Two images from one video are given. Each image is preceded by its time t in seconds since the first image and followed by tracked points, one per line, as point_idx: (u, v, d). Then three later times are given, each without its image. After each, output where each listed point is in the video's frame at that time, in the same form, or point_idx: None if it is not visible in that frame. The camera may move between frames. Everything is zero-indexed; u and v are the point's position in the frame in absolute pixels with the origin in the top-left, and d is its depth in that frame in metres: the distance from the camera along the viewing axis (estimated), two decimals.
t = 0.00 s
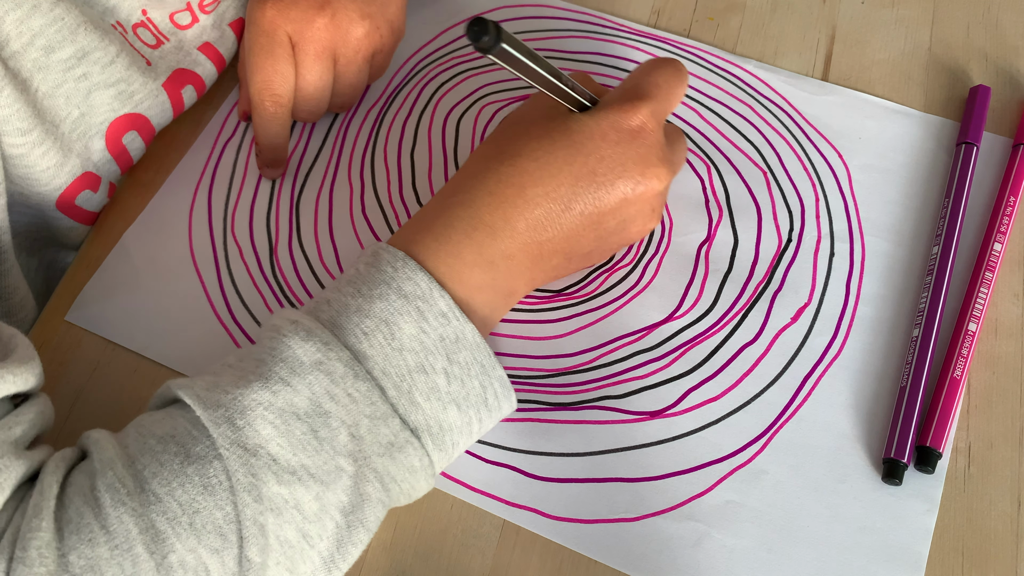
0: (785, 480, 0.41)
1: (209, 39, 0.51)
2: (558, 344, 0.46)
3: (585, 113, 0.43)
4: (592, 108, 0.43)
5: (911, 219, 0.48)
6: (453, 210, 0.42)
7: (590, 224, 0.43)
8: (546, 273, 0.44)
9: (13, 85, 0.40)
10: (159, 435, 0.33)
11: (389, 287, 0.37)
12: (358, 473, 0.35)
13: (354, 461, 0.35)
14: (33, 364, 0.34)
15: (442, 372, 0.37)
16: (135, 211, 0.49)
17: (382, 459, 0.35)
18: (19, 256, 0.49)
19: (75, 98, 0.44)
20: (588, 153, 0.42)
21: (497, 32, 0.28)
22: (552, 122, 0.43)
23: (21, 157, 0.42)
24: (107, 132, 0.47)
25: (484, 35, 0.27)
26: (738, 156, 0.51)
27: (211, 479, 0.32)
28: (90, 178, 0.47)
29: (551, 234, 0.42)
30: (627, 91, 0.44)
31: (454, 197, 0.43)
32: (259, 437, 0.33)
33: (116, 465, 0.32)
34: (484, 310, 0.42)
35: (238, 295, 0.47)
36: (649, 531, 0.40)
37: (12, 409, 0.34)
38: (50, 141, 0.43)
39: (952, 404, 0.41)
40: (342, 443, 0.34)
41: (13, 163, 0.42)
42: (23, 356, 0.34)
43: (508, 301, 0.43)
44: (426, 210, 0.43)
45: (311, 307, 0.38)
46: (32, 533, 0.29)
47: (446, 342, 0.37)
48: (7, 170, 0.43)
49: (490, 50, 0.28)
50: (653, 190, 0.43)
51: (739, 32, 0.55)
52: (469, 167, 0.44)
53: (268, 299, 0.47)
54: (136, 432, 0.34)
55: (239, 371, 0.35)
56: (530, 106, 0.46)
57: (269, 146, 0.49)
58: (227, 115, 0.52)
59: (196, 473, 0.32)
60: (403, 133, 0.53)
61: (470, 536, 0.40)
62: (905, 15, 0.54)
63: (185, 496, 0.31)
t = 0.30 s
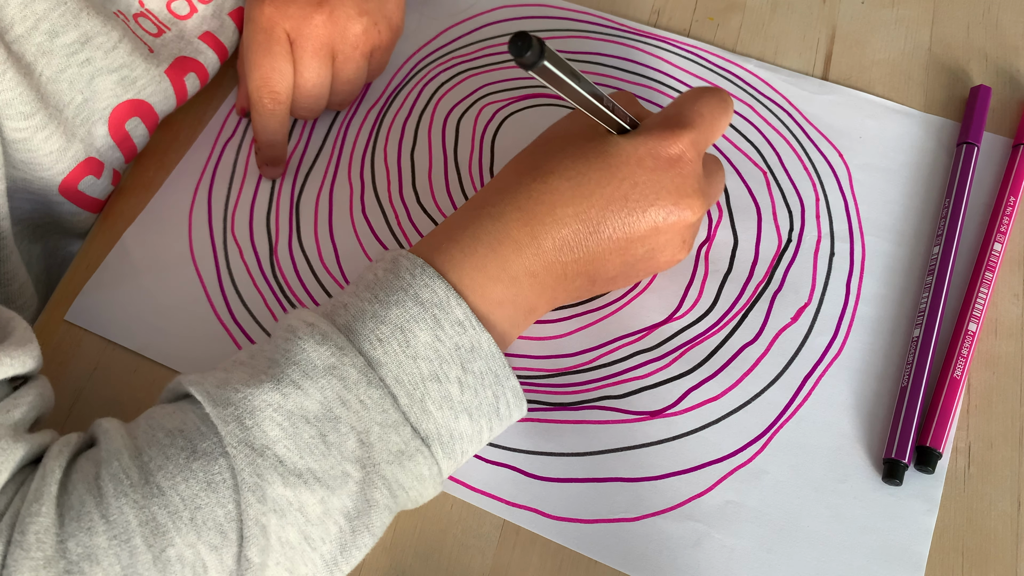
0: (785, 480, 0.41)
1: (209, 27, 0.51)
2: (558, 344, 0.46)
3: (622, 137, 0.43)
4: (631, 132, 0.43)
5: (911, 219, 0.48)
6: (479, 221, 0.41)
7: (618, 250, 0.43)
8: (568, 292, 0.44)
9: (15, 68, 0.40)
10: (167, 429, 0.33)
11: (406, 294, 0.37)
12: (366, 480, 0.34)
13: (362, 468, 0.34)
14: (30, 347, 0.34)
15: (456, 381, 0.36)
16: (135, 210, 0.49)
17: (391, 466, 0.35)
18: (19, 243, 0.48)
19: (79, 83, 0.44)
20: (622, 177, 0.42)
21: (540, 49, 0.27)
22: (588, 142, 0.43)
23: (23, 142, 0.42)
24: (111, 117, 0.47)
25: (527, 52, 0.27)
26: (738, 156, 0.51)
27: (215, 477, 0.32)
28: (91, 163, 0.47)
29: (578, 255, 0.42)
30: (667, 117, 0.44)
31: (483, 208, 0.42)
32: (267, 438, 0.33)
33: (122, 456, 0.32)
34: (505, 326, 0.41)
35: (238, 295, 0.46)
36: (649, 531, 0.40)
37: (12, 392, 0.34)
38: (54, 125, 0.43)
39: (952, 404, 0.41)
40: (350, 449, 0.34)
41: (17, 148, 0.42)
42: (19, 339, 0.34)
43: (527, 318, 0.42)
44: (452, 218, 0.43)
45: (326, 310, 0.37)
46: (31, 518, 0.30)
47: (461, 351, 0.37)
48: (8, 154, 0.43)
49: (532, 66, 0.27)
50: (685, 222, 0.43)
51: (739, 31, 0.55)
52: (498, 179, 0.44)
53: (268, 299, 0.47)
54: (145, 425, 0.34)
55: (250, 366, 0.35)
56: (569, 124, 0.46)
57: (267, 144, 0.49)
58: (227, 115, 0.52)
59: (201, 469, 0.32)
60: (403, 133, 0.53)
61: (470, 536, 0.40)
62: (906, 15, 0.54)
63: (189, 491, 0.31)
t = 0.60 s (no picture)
0: (785, 480, 0.41)
1: (212, 26, 0.51)
2: (558, 344, 0.46)
3: (640, 161, 0.43)
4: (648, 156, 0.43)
5: (912, 219, 0.48)
6: (488, 234, 0.41)
7: (625, 275, 0.43)
8: (571, 310, 0.44)
9: (18, 63, 0.39)
10: (165, 431, 0.33)
11: (408, 299, 0.37)
12: (365, 486, 0.34)
13: (361, 474, 0.34)
14: (26, 345, 0.34)
15: (457, 386, 0.36)
16: (134, 210, 0.49)
17: (392, 472, 0.35)
18: (20, 239, 0.49)
19: (83, 79, 0.44)
20: (635, 203, 0.42)
21: (561, 68, 0.27)
22: (605, 163, 0.43)
23: (26, 138, 0.42)
24: (114, 114, 0.47)
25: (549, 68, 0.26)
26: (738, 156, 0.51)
27: (210, 480, 0.32)
28: (93, 160, 0.47)
29: (584, 277, 0.42)
30: (685, 144, 0.44)
31: (492, 222, 0.42)
32: (264, 443, 0.32)
33: (119, 458, 0.32)
34: (509, 340, 0.41)
35: (238, 295, 0.46)
36: (649, 531, 0.40)
37: (10, 390, 0.34)
38: (57, 122, 0.43)
39: (952, 405, 0.41)
40: (349, 456, 0.34)
41: (22, 146, 0.42)
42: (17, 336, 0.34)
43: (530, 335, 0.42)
44: (461, 228, 0.43)
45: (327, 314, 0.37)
46: (25, 516, 0.30)
47: (463, 355, 0.37)
48: (9, 149, 0.43)
49: (552, 85, 0.27)
50: (695, 252, 0.42)
51: (739, 31, 0.55)
52: (509, 195, 0.44)
53: (268, 299, 0.47)
54: (145, 426, 0.34)
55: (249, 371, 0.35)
56: (587, 141, 0.46)
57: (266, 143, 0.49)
58: (226, 115, 0.52)
59: (197, 472, 0.32)
60: (403, 133, 0.52)
61: (471, 536, 0.40)
62: (906, 15, 0.54)
63: (184, 494, 0.31)
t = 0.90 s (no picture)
0: (784, 480, 0.41)
1: (213, 27, 0.51)
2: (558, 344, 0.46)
3: (653, 188, 0.41)
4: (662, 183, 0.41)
5: (912, 219, 0.48)
6: (496, 255, 0.41)
7: (633, 304, 0.42)
8: (577, 335, 0.43)
9: (21, 64, 0.40)
10: (164, 443, 0.33)
11: (413, 308, 0.36)
12: (369, 498, 0.34)
13: (364, 488, 0.34)
14: (23, 349, 0.34)
15: (462, 396, 0.36)
16: (135, 210, 0.49)
17: (396, 483, 0.35)
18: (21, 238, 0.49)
19: (87, 79, 0.44)
20: (645, 231, 0.41)
21: (578, 94, 0.25)
22: (617, 189, 0.42)
23: (27, 138, 0.42)
24: (118, 115, 0.47)
25: (564, 95, 0.25)
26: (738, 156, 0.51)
27: (208, 494, 0.32)
28: (95, 161, 0.47)
29: (590, 304, 0.41)
30: (702, 171, 0.42)
31: (501, 242, 0.41)
32: (266, 457, 0.32)
33: (117, 469, 0.32)
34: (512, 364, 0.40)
35: (238, 295, 0.46)
36: (649, 531, 0.40)
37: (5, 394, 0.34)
38: (59, 122, 0.43)
39: (952, 405, 0.41)
40: (352, 469, 0.34)
41: (23, 144, 0.42)
42: (13, 341, 0.34)
43: (534, 358, 0.42)
44: (470, 246, 0.42)
45: (330, 322, 0.37)
46: (20, 528, 0.30)
47: (469, 365, 0.36)
48: (12, 149, 0.43)
49: (568, 111, 0.26)
50: (705, 284, 0.41)
51: (739, 31, 0.55)
52: (519, 214, 0.43)
53: (268, 299, 0.47)
54: (144, 435, 0.34)
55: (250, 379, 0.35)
56: (600, 163, 0.44)
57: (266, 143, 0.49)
58: (226, 115, 0.52)
59: (194, 486, 0.32)
60: (403, 133, 0.52)
61: (470, 536, 0.40)
62: (906, 15, 0.54)
63: (180, 509, 0.31)
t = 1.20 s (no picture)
0: (784, 480, 0.41)
1: (213, 28, 0.51)
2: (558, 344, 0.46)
3: (658, 214, 0.41)
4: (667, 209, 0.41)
5: (912, 219, 0.48)
6: (498, 277, 0.40)
7: (635, 331, 0.41)
8: (578, 361, 0.42)
9: (26, 70, 0.40)
10: (162, 457, 0.33)
11: (417, 318, 0.36)
12: (371, 511, 0.34)
13: (367, 501, 0.34)
14: (17, 360, 0.34)
15: (466, 406, 0.36)
16: (135, 211, 0.49)
17: (399, 494, 0.35)
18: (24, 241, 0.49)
19: (91, 83, 0.44)
20: (648, 258, 0.40)
21: (584, 115, 0.25)
22: (621, 214, 0.42)
23: (30, 142, 0.42)
24: (122, 118, 0.47)
25: (571, 116, 0.24)
26: (738, 156, 0.51)
27: (205, 510, 0.32)
28: (100, 163, 0.47)
29: (592, 330, 0.41)
30: (708, 199, 0.42)
31: (502, 265, 0.41)
32: (268, 471, 0.32)
33: (114, 483, 0.32)
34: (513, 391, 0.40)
35: (238, 295, 0.46)
36: (649, 531, 0.40)
37: None
38: (63, 126, 0.44)
39: (952, 405, 0.41)
40: (355, 482, 0.34)
41: (26, 149, 0.43)
42: (6, 352, 0.34)
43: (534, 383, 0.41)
44: (472, 266, 0.42)
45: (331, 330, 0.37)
46: (14, 545, 0.30)
47: (473, 375, 0.36)
48: (15, 154, 0.43)
49: (573, 133, 0.25)
50: (709, 313, 0.41)
51: (739, 31, 0.55)
52: (521, 236, 0.43)
53: (268, 299, 0.47)
54: (142, 448, 0.34)
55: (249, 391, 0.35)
56: (605, 187, 0.44)
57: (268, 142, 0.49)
58: (227, 115, 0.52)
59: (191, 501, 0.32)
60: (403, 134, 0.52)
61: (471, 536, 0.40)
62: (906, 15, 0.54)
63: (177, 524, 0.31)
